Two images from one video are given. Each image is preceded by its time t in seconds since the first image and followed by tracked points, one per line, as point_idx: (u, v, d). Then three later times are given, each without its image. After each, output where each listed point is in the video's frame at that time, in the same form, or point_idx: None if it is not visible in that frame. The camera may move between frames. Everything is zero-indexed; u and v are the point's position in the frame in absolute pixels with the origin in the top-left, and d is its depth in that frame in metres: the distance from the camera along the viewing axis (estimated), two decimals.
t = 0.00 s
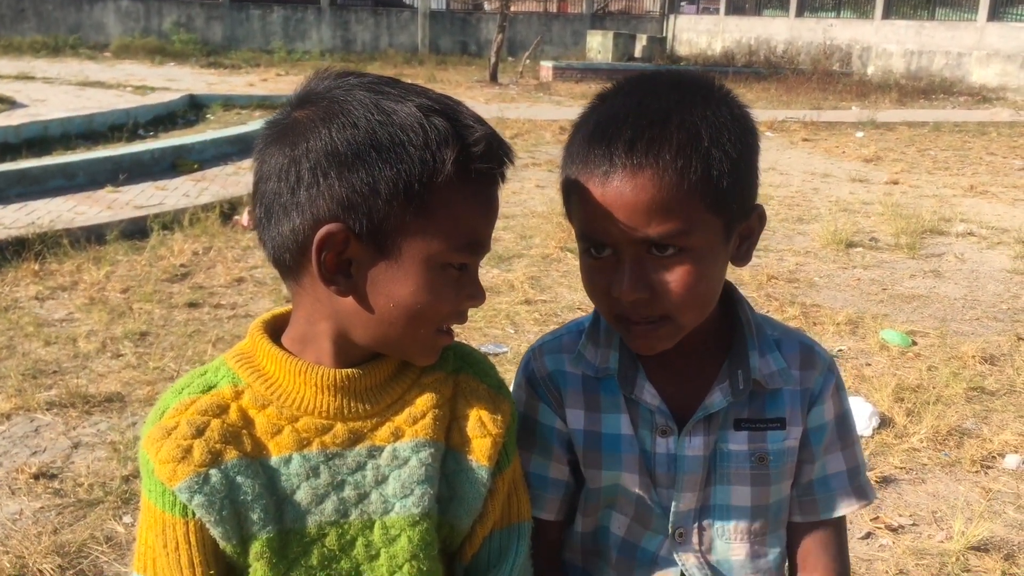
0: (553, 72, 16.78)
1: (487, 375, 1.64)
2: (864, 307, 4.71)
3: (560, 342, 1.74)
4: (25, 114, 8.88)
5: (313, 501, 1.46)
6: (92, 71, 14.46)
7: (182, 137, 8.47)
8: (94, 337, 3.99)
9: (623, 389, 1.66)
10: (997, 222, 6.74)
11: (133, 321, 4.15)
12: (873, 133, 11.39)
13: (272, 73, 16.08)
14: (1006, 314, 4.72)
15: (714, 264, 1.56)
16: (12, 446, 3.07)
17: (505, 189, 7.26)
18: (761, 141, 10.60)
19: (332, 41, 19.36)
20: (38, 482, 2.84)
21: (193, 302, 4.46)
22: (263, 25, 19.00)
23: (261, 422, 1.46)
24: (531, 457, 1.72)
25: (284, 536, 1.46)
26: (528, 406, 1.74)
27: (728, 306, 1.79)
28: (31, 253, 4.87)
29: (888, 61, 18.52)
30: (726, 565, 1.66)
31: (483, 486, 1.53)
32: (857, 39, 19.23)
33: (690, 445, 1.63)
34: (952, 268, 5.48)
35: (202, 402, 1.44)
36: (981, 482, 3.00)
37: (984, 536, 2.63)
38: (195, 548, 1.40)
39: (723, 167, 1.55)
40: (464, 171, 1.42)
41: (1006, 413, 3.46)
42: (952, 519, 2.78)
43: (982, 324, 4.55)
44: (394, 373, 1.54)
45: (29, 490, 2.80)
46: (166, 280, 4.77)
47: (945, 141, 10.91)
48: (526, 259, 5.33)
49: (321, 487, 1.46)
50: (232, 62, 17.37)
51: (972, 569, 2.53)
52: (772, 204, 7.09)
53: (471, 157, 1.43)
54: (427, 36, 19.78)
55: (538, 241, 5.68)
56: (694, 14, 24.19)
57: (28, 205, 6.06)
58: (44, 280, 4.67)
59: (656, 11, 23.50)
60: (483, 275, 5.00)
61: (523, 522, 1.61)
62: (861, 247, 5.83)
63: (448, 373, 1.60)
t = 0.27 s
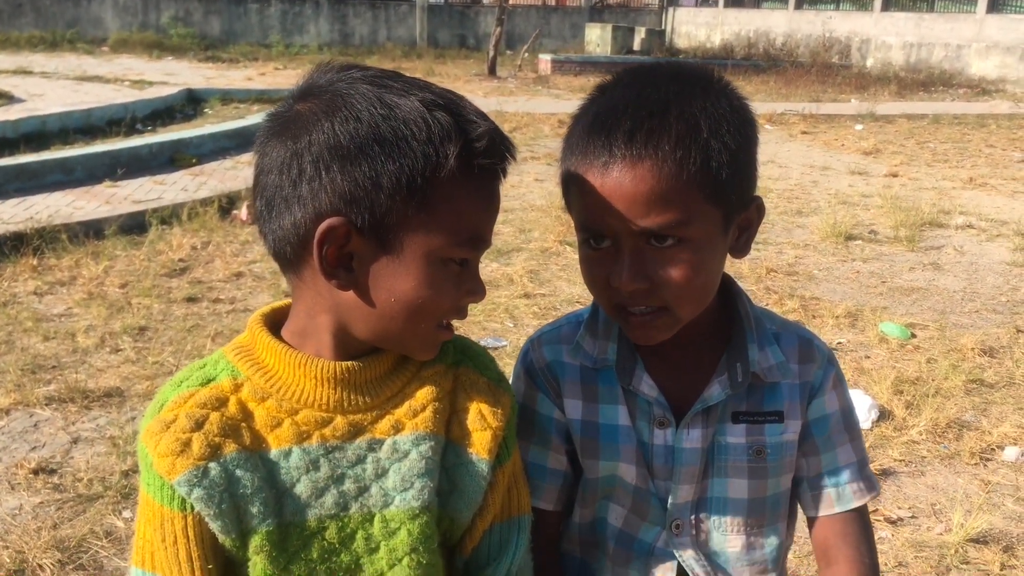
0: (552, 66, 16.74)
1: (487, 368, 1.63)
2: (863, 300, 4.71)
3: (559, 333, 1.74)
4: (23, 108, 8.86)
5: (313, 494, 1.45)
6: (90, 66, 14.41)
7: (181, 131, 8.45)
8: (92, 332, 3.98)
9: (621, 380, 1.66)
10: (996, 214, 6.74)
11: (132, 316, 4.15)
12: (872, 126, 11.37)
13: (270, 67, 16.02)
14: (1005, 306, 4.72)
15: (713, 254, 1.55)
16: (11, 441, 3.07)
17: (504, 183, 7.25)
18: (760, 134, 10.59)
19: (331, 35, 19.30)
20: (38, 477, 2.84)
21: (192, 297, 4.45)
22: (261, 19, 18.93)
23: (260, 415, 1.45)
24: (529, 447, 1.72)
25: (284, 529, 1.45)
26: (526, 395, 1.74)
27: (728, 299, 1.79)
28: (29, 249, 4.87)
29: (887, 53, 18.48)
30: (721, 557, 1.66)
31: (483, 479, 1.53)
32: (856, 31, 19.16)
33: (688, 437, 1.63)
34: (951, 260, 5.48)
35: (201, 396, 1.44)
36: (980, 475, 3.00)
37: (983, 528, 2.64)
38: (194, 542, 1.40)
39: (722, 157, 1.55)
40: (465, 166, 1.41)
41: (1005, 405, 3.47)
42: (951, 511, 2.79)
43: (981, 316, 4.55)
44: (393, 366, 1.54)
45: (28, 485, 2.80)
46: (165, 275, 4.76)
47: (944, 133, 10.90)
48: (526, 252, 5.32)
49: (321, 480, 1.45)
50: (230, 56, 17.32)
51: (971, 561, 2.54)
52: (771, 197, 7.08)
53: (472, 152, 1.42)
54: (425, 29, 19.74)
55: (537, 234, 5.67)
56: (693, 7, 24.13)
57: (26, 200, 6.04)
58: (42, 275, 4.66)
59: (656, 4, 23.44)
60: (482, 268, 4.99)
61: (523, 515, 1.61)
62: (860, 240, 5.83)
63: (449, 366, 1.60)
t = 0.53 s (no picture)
0: (552, 59, 16.70)
1: (480, 356, 1.64)
2: (864, 293, 4.71)
3: (560, 324, 1.74)
4: (22, 104, 8.84)
5: (308, 478, 1.45)
6: (90, 62, 14.37)
7: (180, 126, 8.44)
8: (93, 328, 3.98)
9: (622, 372, 1.66)
10: (996, 206, 6.73)
11: (132, 312, 4.15)
12: (873, 118, 11.36)
13: (270, 62, 15.98)
14: (1005, 298, 4.72)
15: (712, 246, 1.54)
16: (12, 436, 3.07)
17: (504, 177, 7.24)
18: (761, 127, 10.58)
19: (330, 29, 19.24)
20: (39, 472, 2.84)
21: (192, 292, 4.45)
22: (261, 14, 18.86)
23: (256, 402, 1.45)
24: (527, 437, 1.73)
25: (280, 513, 1.45)
26: (525, 385, 1.75)
27: (730, 293, 1.78)
28: (29, 245, 4.86)
29: (887, 46, 18.43)
30: (717, 550, 1.66)
31: (478, 464, 1.54)
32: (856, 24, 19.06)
33: (687, 432, 1.62)
34: (952, 253, 5.48)
35: (197, 382, 1.43)
36: (980, 467, 3.00)
37: (983, 520, 2.64)
38: (193, 527, 1.39)
39: (722, 147, 1.55)
40: (433, 197, 1.31)
41: (1005, 397, 3.47)
42: (951, 503, 2.79)
43: (981, 308, 4.55)
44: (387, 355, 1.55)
45: (29, 481, 2.80)
46: (164, 270, 4.76)
47: (944, 125, 10.89)
48: (526, 246, 5.32)
49: (317, 465, 1.45)
50: (229, 51, 17.28)
51: (971, 552, 2.54)
52: (771, 190, 7.08)
53: (447, 179, 1.33)
54: (425, 23, 19.69)
55: (537, 228, 5.67)
56: None
57: (26, 196, 6.04)
58: (42, 271, 4.66)
59: None
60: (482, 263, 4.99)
61: (519, 502, 1.61)
62: (860, 232, 5.82)
63: (444, 355, 1.61)
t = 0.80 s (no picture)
0: (553, 54, 16.68)
1: (487, 350, 1.63)
2: (866, 286, 4.70)
3: (563, 319, 1.74)
4: (23, 101, 8.84)
5: (308, 468, 1.46)
6: (91, 59, 14.36)
7: (181, 122, 8.44)
8: (95, 324, 3.99)
9: (624, 368, 1.66)
10: (998, 199, 6.72)
11: (134, 308, 4.15)
12: (875, 112, 11.34)
13: (271, 58, 15.96)
14: (1007, 291, 4.72)
15: (716, 241, 1.54)
16: (15, 433, 3.08)
17: (505, 172, 7.24)
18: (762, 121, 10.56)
19: (331, 25, 19.21)
20: (42, 469, 2.85)
21: (194, 288, 4.46)
22: (261, 10, 18.84)
23: (259, 391, 1.46)
24: (530, 434, 1.72)
25: (281, 501, 1.46)
26: (528, 382, 1.74)
27: (733, 288, 1.78)
28: (31, 242, 4.87)
29: (889, 39, 18.38)
30: (719, 546, 1.67)
31: (480, 458, 1.54)
32: (858, 17, 19.02)
33: (690, 427, 1.62)
34: (954, 246, 5.47)
35: (205, 370, 1.44)
36: (982, 460, 3.00)
37: (985, 513, 2.64)
38: (196, 511, 1.40)
39: (727, 141, 1.55)
40: (366, 216, 1.29)
41: (1007, 390, 3.47)
42: (953, 496, 2.79)
43: (983, 301, 4.54)
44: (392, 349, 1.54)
45: (32, 477, 2.81)
46: (166, 267, 4.76)
47: (946, 118, 10.87)
48: (527, 241, 5.32)
49: (317, 455, 1.46)
50: (230, 47, 17.27)
51: (973, 545, 2.54)
52: (773, 183, 7.07)
53: (383, 199, 1.30)
54: (426, 19, 19.67)
55: (538, 223, 5.67)
56: None
57: (28, 193, 6.04)
58: (44, 268, 4.66)
59: None
60: (483, 258, 4.99)
61: (522, 496, 1.61)
62: (861, 226, 5.81)
63: (448, 349, 1.60)
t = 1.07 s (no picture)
0: (557, 50, 16.66)
1: (485, 346, 1.63)
2: (870, 281, 4.69)
3: (564, 316, 1.73)
4: (29, 100, 8.85)
5: (304, 462, 1.46)
6: (96, 57, 14.38)
7: (186, 120, 8.45)
8: (100, 322, 4.00)
9: (626, 364, 1.66)
10: (1004, 193, 6.69)
11: (139, 306, 4.16)
12: (880, 106, 11.30)
13: (275, 55, 15.96)
14: (1013, 285, 4.70)
15: (718, 240, 1.54)
16: (21, 430, 3.09)
17: (509, 168, 7.23)
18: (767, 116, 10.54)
19: (335, 22, 19.21)
20: (47, 466, 2.86)
21: (199, 286, 4.47)
22: (266, 8, 18.84)
23: (257, 387, 1.47)
24: (532, 429, 1.72)
25: (276, 495, 1.46)
26: (530, 377, 1.74)
27: (736, 283, 1.78)
28: (36, 240, 4.88)
29: (895, 32, 18.32)
30: (722, 540, 1.67)
31: (479, 453, 1.53)
32: (863, 11, 18.95)
33: (692, 423, 1.62)
34: (959, 240, 5.46)
35: (202, 366, 1.46)
36: (987, 454, 3.00)
37: (989, 507, 2.64)
38: (192, 505, 1.42)
39: (728, 139, 1.54)
40: (355, 209, 1.30)
41: (1012, 384, 3.46)
42: (957, 490, 2.78)
43: (989, 295, 4.53)
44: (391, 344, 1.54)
45: (39, 474, 2.82)
46: (171, 264, 4.77)
47: (951, 112, 10.83)
48: (532, 237, 5.32)
49: (313, 449, 1.46)
50: (235, 45, 17.28)
51: (977, 539, 2.54)
52: (778, 178, 7.05)
53: (372, 192, 1.31)
54: (430, 15, 19.64)
55: (542, 219, 5.67)
56: None
57: (33, 192, 6.06)
58: (50, 266, 4.68)
59: None
60: (488, 254, 4.99)
61: (523, 490, 1.61)
62: (866, 220, 5.80)
63: (444, 345, 1.60)
